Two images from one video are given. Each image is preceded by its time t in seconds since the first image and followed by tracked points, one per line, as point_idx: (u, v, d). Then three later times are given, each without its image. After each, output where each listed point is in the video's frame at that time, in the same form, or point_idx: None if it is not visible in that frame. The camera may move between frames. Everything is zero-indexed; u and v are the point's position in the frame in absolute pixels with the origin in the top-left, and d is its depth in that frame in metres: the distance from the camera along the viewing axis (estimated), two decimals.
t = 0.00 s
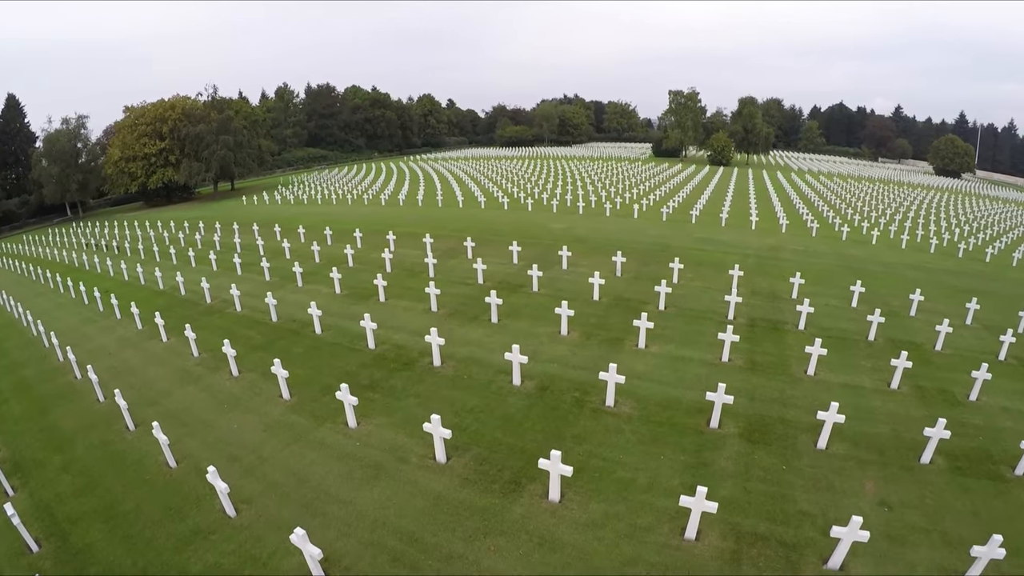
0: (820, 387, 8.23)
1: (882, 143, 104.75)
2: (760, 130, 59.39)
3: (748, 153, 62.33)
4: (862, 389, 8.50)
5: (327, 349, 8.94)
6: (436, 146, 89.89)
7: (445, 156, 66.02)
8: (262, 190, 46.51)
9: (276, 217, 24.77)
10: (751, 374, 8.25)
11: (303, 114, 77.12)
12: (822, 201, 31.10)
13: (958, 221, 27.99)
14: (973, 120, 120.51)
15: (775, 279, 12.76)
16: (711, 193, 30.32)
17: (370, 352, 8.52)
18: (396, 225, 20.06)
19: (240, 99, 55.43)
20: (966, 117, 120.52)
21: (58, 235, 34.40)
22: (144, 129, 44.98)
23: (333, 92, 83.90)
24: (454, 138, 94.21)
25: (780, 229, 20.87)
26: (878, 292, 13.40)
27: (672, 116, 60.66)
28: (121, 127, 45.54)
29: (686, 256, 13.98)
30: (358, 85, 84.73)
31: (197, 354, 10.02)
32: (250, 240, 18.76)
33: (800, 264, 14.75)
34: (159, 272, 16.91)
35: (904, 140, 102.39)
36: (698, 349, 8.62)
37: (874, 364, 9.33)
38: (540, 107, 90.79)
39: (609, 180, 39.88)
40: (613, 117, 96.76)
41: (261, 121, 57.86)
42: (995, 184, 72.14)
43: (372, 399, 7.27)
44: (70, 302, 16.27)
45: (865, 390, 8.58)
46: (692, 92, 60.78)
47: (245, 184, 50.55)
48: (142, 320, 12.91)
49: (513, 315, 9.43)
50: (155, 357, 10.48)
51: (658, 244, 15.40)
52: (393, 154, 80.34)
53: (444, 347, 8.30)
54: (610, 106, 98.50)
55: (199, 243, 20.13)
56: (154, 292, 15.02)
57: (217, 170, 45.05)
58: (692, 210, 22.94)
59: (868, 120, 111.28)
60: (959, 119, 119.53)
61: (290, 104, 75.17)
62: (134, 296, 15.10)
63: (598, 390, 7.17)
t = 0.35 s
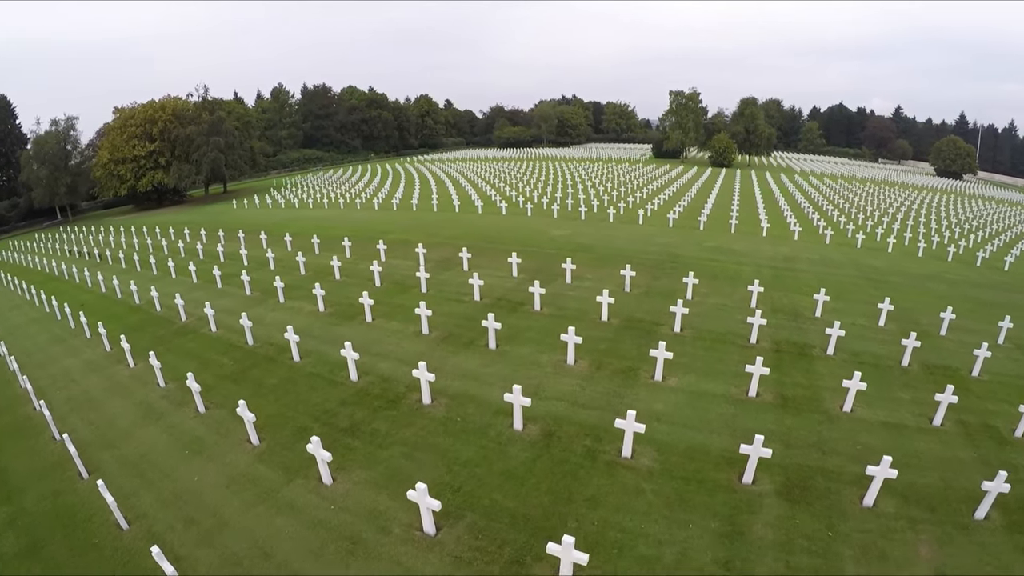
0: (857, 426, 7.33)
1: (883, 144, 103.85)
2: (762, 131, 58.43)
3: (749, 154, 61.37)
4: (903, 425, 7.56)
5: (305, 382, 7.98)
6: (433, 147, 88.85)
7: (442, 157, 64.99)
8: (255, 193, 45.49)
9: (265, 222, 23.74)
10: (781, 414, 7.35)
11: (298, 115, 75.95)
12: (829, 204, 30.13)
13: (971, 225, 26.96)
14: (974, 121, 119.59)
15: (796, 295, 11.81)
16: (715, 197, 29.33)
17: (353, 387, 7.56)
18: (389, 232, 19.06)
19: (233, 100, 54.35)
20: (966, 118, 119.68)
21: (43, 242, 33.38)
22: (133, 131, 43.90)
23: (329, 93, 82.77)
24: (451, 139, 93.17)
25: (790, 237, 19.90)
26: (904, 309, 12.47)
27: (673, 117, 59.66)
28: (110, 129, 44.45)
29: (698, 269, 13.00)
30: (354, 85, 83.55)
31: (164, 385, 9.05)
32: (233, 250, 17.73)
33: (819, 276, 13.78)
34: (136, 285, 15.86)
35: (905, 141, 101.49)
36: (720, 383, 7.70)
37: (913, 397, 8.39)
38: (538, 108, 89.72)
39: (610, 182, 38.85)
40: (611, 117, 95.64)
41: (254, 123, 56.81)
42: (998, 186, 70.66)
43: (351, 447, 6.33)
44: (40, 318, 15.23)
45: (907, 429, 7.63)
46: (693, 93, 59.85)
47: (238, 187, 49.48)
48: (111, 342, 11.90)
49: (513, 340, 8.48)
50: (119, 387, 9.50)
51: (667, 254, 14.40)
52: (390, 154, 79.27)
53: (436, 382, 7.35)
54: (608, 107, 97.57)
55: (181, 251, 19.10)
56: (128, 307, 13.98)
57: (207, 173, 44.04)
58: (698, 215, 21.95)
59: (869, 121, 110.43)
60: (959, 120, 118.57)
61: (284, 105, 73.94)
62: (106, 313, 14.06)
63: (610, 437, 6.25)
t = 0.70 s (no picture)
0: (903, 475, 6.44)
1: (883, 144, 103.04)
2: (764, 131, 57.54)
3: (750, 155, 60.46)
4: (954, 471, 6.66)
5: (279, 423, 7.06)
6: (430, 148, 87.79)
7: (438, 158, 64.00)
8: (248, 196, 44.51)
9: (252, 228, 22.73)
10: (818, 462, 6.46)
11: (293, 115, 74.81)
12: (838, 207, 29.13)
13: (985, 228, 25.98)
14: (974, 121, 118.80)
15: (818, 312, 10.91)
16: (719, 200, 28.42)
17: (331, 430, 6.65)
18: (381, 240, 18.08)
19: (225, 100, 53.35)
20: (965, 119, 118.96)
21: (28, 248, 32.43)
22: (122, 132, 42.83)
23: (324, 93, 81.70)
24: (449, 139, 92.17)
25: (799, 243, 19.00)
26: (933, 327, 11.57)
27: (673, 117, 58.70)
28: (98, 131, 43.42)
29: (711, 282, 12.06)
30: (350, 85, 82.49)
31: (126, 421, 8.12)
32: (217, 259, 16.77)
33: (838, 289, 12.87)
34: (111, 298, 14.88)
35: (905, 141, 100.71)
36: (747, 424, 6.81)
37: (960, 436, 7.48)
38: (536, 108, 88.78)
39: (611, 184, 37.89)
40: (610, 117, 94.72)
41: (247, 124, 55.75)
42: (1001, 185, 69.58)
43: (325, 511, 5.42)
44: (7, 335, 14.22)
45: (959, 476, 6.73)
46: (694, 92, 58.96)
47: (230, 189, 48.49)
48: (76, 365, 10.95)
49: (512, 372, 7.58)
50: (77, 422, 8.56)
51: (677, 265, 13.47)
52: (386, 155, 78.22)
53: (425, 425, 6.45)
54: (607, 108, 96.66)
55: (162, 260, 18.08)
56: (99, 324, 13.01)
57: (198, 176, 43.07)
58: (705, 221, 21.00)
59: (869, 121, 109.67)
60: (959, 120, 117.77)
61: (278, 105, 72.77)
62: (77, 330, 13.10)
63: (628, 498, 5.36)
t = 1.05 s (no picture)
0: (963, 534, 5.53)
1: (884, 144, 102.40)
2: (765, 132, 56.68)
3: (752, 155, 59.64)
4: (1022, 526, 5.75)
5: (249, 474, 6.16)
6: (428, 148, 86.80)
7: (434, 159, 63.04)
8: (241, 198, 43.49)
9: (240, 235, 21.70)
10: (869, 521, 5.56)
11: (289, 116, 73.77)
12: (844, 208, 28.31)
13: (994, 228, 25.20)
14: (974, 122, 118.21)
15: (842, 333, 9.99)
16: (720, 204, 27.54)
17: (306, 486, 5.75)
18: (375, 249, 17.15)
19: (217, 101, 52.30)
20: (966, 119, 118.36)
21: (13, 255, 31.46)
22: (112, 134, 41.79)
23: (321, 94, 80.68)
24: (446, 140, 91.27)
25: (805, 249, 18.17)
26: (966, 348, 10.62)
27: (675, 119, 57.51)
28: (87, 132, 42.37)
29: (728, 297, 11.17)
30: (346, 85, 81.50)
31: (81, 464, 7.19)
32: (198, 270, 15.81)
33: (861, 304, 11.98)
34: (85, 313, 13.90)
35: (906, 141, 100.09)
36: (780, 477, 5.92)
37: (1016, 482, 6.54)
38: (534, 108, 87.96)
39: (612, 185, 36.94)
40: (609, 117, 93.74)
41: (240, 125, 54.71)
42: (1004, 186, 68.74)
43: None
44: None
45: None
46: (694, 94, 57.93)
47: (222, 192, 47.47)
48: (38, 392, 10.00)
49: (515, 411, 6.67)
50: (28, 463, 7.64)
51: (688, 279, 12.54)
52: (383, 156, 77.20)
53: (417, 482, 5.55)
54: (606, 108, 95.85)
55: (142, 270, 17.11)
56: (68, 345, 12.03)
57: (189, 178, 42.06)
58: (713, 227, 20.17)
59: (869, 121, 109.10)
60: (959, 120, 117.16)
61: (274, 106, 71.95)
62: (42, 350, 12.14)
63: None
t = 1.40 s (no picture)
0: None
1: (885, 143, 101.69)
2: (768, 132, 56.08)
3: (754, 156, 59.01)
4: None
5: (218, 540, 5.26)
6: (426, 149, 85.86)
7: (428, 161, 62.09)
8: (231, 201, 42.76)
9: (227, 242, 21.01)
10: None
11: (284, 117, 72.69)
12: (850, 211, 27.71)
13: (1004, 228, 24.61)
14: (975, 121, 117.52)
15: (874, 358, 9.17)
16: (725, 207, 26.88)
17: (282, 559, 4.85)
18: (370, 258, 16.34)
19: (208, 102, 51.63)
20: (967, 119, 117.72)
21: None
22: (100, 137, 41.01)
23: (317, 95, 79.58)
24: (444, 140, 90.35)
25: (802, 259, 17.53)
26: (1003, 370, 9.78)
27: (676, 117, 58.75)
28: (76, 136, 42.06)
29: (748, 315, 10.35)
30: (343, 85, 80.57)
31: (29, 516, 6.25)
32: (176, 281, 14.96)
33: (889, 323, 11.16)
34: (56, 331, 12.94)
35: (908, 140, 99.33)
36: (825, 545, 5.05)
37: None
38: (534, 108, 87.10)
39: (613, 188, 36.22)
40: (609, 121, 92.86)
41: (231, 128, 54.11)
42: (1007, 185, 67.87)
43: None
44: None
45: None
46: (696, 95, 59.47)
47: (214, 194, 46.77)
48: None
49: (524, 463, 5.84)
50: None
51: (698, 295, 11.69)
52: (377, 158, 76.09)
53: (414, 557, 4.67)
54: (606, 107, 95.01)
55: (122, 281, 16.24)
56: (34, 366, 11.08)
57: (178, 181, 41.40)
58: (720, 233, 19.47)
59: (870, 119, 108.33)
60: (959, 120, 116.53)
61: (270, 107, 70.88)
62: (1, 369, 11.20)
63: None
